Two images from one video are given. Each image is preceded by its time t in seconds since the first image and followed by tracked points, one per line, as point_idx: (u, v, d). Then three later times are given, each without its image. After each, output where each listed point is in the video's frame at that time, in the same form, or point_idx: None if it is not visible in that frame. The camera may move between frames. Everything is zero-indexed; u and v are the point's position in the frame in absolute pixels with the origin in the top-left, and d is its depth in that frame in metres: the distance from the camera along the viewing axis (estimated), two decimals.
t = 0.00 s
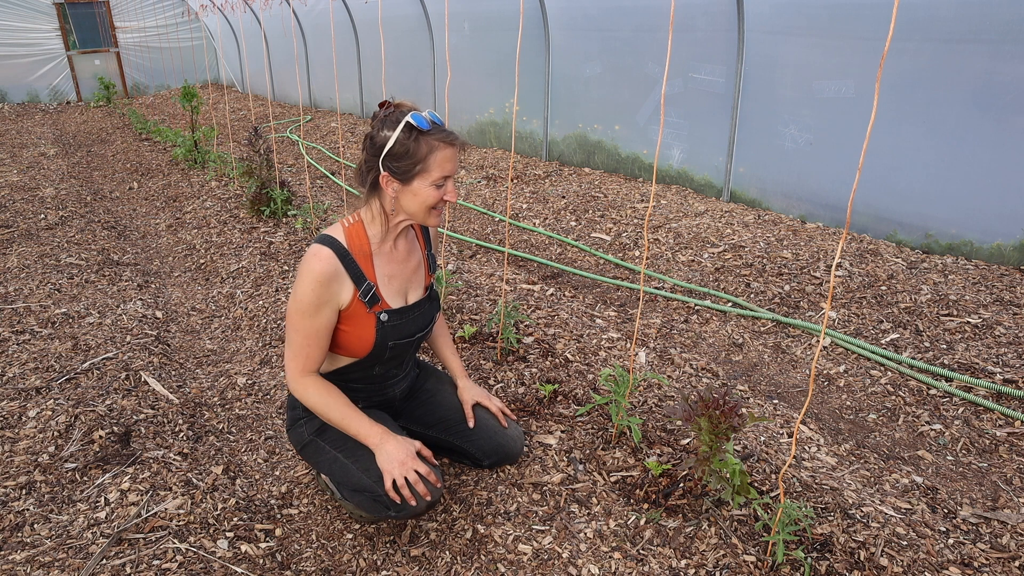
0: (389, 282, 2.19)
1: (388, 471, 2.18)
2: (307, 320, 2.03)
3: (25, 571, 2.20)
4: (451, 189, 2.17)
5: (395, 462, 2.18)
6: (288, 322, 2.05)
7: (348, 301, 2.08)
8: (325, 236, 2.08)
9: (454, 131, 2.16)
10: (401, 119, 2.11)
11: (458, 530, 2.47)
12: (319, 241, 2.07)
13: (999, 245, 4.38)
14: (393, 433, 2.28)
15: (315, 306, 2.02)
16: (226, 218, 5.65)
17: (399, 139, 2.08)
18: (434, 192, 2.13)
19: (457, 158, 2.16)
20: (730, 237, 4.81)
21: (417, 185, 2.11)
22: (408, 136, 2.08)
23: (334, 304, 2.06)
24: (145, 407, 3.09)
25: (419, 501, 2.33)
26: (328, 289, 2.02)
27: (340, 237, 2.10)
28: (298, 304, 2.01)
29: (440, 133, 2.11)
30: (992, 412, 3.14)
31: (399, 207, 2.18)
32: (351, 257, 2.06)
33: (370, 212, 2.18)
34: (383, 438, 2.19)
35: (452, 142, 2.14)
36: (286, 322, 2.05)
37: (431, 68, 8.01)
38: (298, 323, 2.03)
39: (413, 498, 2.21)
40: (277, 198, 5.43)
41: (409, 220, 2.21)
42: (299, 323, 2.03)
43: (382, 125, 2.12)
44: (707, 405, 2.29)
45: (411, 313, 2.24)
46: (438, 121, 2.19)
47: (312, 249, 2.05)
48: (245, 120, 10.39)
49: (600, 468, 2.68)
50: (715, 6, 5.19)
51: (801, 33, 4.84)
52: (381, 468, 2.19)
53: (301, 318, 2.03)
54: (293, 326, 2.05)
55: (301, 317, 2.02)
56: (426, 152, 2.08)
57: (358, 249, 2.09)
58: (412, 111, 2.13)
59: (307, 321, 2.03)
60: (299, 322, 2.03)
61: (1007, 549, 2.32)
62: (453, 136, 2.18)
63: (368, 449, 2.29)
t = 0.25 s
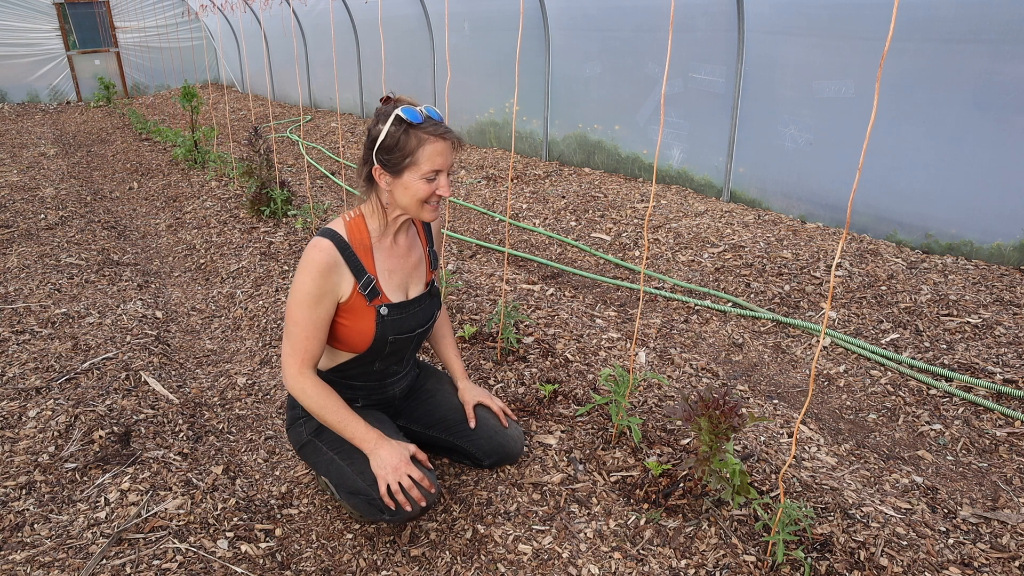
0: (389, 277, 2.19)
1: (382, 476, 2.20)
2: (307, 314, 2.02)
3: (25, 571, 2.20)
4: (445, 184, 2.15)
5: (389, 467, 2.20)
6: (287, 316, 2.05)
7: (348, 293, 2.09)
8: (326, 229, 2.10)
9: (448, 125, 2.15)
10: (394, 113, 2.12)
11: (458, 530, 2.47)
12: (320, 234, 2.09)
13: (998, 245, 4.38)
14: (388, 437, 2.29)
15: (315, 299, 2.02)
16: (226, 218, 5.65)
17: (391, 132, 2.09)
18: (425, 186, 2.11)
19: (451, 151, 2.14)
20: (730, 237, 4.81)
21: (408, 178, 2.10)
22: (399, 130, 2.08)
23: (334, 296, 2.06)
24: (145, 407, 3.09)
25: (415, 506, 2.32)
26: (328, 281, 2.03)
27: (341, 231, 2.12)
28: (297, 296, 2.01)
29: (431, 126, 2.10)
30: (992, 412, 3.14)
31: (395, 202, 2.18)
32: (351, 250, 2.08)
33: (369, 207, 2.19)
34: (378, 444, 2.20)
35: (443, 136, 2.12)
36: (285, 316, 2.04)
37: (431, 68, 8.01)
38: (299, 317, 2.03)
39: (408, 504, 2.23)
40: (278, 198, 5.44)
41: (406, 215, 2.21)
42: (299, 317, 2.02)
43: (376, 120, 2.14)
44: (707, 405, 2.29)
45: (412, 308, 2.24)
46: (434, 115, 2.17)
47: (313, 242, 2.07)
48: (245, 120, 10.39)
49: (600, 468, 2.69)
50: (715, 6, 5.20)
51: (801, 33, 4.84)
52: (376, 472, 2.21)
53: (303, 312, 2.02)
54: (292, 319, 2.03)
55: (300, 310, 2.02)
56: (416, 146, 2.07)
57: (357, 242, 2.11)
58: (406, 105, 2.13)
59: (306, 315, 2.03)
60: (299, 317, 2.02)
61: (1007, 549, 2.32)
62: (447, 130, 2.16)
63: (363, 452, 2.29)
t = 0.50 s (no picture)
0: (393, 270, 2.20)
1: (381, 480, 2.20)
2: (313, 310, 2.01)
3: (25, 571, 2.20)
4: (443, 179, 2.16)
5: (389, 472, 2.20)
6: (292, 310, 2.03)
7: (353, 285, 2.09)
8: (332, 222, 2.11)
9: (449, 120, 2.15)
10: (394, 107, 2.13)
11: (458, 530, 2.47)
12: (327, 226, 2.09)
13: (998, 245, 4.38)
14: (387, 440, 2.29)
15: (320, 294, 2.01)
16: (226, 218, 5.65)
17: (392, 126, 2.10)
18: (423, 180, 2.12)
19: (451, 147, 2.15)
20: (730, 237, 4.81)
21: (406, 172, 2.12)
22: (399, 124, 2.09)
23: (340, 289, 2.06)
24: (145, 407, 3.09)
25: (414, 510, 2.33)
26: (334, 274, 2.03)
27: (346, 223, 2.13)
28: (303, 289, 2.00)
29: (431, 121, 2.10)
30: (992, 412, 3.14)
31: (396, 195, 2.19)
32: (357, 242, 2.08)
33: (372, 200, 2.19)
34: (379, 448, 2.20)
35: (443, 131, 2.12)
36: (290, 309, 2.03)
37: (431, 68, 8.01)
38: (305, 313, 2.01)
39: (407, 509, 2.24)
40: (278, 198, 5.44)
41: (407, 209, 2.22)
42: (303, 313, 2.01)
43: (380, 114, 2.15)
44: (707, 405, 2.29)
45: (415, 304, 2.24)
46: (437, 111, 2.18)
47: (321, 235, 2.08)
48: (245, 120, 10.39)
49: (600, 468, 2.69)
50: (715, 6, 5.20)
51: (801, 33, 4.84)
52: (376, 477, 2.21)
53: (311, 308, 2.01)
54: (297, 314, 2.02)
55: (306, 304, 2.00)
56: (414, 140, 2.08)
57: (362, 234, 2.12)
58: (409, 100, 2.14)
59: (310, 310, 2.01)
60: (306, 312, 2.01)
61: (1007, 550, 2.32)
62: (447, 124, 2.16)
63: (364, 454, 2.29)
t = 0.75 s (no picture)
0: (399, 269, 2.20)
1: (382, 476, 2.20)
2: (319, 304, 2.02)
3: (25, 571, 2.20)
4: (447, 177, 2.14)
5: (389, 468, 2.20)
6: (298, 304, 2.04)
7: (360, 285, 2.10)
8: (340, 220, 2.11)
9: (455, 119, 2.15)
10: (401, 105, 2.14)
11: (458, 530, 2.47)
12: (335, 225, 2.10)
13: (998, 245, 4.38)
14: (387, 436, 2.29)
15: (326, 290, 2.02)
16: (226, 218, 5.65)
17: (398, 124, 2.10)
18: (427, 178, 2.11)
19: (456, 145, 2.14)
20: (730, 237, 4.81)
21: (411, 169, 2.11)
22: (405, 122, 2.10)
23: (347, 287, 2.06)
24: (145, 407, 3.09)
25: (414, 506, 2.32)
26: (341, 271, 2.04)
27: (353, 222, 2.14)
28: (309, 284, 2.01)
29: (437, 120, 2.10)
30: (992, 412, 3.14)
31: (401, 193, 2.19)
32: (364, 241, 2.09)
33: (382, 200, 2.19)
34: (379, 444, 2.19)
35: (448, 129, 2.12)
36: (296, 305, 2.04)
37: (431, 68, 8.01)
38: (311, 306, 2.02)
39: (407, 504, 2.23)
40: (278, 198, 5.44)
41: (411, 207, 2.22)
42: (309, 307, 2.02)
43: (386, 112, 2.16)
44: (707, 405, 2.29)
45: (421, 303, 2.25)
46: (444, 110, 2.18)
47: (328, 233, 2.08)
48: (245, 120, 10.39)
49: (600, 468, 2.69)
50: (715, 6, 5.20)
51: (801, 33, 4.84)
52: (376, 472, 2.21)
53: (317, 302, 2.02)
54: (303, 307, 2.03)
55: (312, 297, 2.02)
56: (419, 138, 2.08)
57: (369, 233, 2.12)
58: (415, 99, 2.14)
59: (316, 305, 2.02)
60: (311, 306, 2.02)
61: (1007, 549, 2.32)
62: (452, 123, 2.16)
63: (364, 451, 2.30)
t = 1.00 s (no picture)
0: (402, 269, 2.20)
1: (381, 469, 2.19)
2: (320, 299, 2.02)
3: (25, 571, 2.20)
4: (438, 170, 2.14)
5: (389, 461, 2.19)
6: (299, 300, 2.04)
7: (361, 284, 2.09)
8: (344, 218, 2.11)
9: (447, 113, 2.16)
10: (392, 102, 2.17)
11: (458, 530, 2.47)
12: (337, 223, 2.10)
13: (999, 245, 4.38)
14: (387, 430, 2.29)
15: (326, 286, 2.02)
16: (226, 218, 5.65)
17: (388, 119, 2.13)
18: (417, 170, 2.12)
19: (447, 137, 2.15)
20: (730, 237, 4.81)
21: (401, 163, 2.13)
22: (395, 117, 2.12)
23: (347, 285, 2.06)
24: (145, 407, 3.09)
25: (414, 498, 2.31)
26: (342, 269, 2.04)
27: (355, 220, 2.14)
28: (311, 280, 2.02)
29: (424, 111, 2.12)
30: (992, 412, 3.14)
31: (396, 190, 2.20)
32: (366, 240, 2.09)
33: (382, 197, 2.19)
34: (378, 438, 2.19)
35: (436, 121, 2.13)
36: (297, 301, 2.04)
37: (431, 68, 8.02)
38: (311, 301, 2.02)
39: (407, 497, 2.22)
40: (278, 198, 5.44)
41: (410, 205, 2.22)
42: (310, 302, 2.02)
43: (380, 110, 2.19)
44: (707, 406, 2.29)
45: (422, 304, 2.25)
46: (439, 105, 2.19)
47: (331, 232, 2.09)
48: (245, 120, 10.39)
49: (600, 468, 2.69)
50: (715, 6, 5.20)
51: (801, 33, 4.84)
52: (376, 466, 2.20)
53: (317, 297, 2.03)
54: (303, 303, 2.03)
55: (313, 292, 2.02)
56: (405, 130, 2.10)
57: (371, 231, 2.12)
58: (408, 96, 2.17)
59: (316, 301, 2.02)
60: (313, 300, 2.02)
61: (1007, 550, 2.32)
62: (443, 117, 2.16)
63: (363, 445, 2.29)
